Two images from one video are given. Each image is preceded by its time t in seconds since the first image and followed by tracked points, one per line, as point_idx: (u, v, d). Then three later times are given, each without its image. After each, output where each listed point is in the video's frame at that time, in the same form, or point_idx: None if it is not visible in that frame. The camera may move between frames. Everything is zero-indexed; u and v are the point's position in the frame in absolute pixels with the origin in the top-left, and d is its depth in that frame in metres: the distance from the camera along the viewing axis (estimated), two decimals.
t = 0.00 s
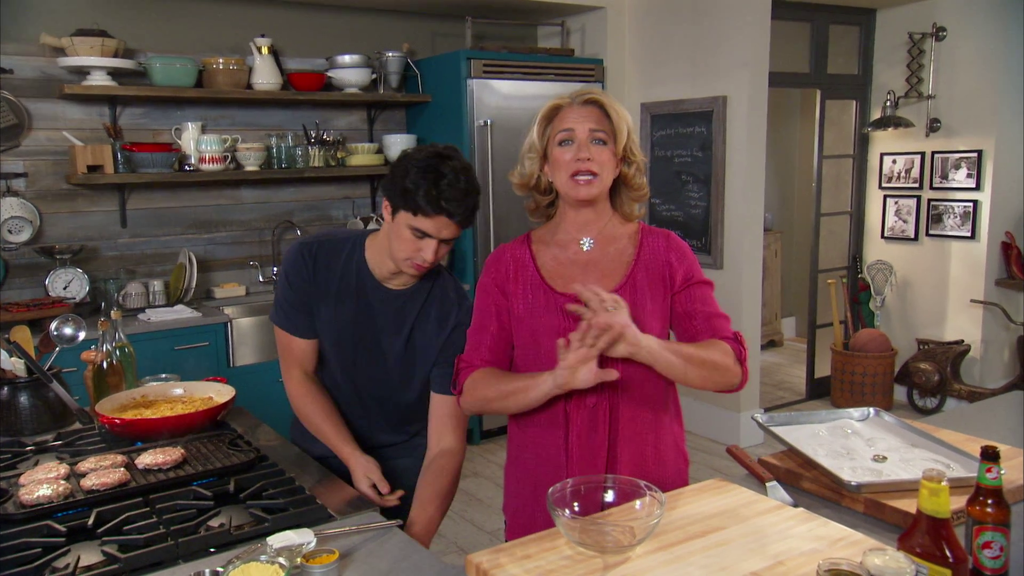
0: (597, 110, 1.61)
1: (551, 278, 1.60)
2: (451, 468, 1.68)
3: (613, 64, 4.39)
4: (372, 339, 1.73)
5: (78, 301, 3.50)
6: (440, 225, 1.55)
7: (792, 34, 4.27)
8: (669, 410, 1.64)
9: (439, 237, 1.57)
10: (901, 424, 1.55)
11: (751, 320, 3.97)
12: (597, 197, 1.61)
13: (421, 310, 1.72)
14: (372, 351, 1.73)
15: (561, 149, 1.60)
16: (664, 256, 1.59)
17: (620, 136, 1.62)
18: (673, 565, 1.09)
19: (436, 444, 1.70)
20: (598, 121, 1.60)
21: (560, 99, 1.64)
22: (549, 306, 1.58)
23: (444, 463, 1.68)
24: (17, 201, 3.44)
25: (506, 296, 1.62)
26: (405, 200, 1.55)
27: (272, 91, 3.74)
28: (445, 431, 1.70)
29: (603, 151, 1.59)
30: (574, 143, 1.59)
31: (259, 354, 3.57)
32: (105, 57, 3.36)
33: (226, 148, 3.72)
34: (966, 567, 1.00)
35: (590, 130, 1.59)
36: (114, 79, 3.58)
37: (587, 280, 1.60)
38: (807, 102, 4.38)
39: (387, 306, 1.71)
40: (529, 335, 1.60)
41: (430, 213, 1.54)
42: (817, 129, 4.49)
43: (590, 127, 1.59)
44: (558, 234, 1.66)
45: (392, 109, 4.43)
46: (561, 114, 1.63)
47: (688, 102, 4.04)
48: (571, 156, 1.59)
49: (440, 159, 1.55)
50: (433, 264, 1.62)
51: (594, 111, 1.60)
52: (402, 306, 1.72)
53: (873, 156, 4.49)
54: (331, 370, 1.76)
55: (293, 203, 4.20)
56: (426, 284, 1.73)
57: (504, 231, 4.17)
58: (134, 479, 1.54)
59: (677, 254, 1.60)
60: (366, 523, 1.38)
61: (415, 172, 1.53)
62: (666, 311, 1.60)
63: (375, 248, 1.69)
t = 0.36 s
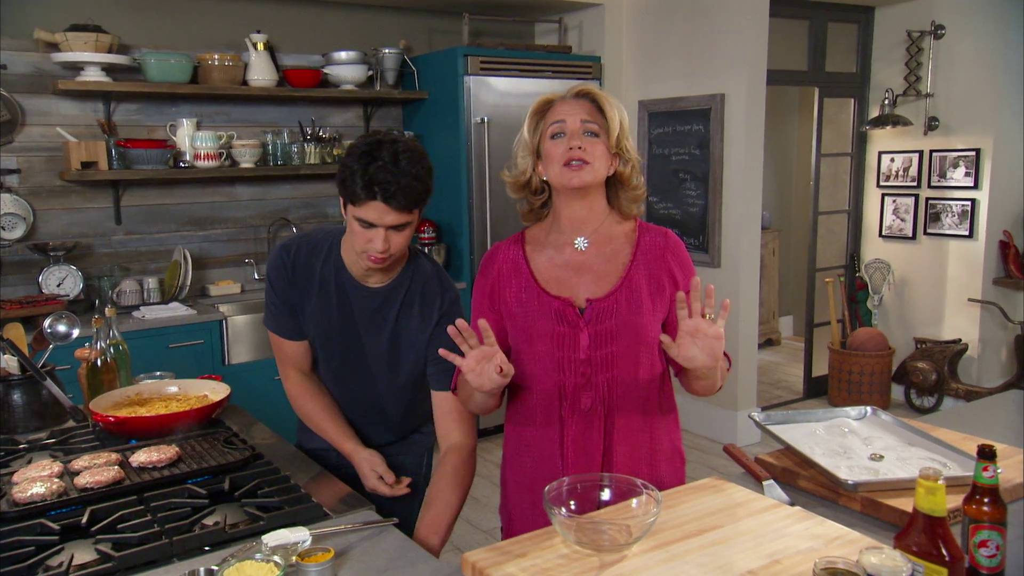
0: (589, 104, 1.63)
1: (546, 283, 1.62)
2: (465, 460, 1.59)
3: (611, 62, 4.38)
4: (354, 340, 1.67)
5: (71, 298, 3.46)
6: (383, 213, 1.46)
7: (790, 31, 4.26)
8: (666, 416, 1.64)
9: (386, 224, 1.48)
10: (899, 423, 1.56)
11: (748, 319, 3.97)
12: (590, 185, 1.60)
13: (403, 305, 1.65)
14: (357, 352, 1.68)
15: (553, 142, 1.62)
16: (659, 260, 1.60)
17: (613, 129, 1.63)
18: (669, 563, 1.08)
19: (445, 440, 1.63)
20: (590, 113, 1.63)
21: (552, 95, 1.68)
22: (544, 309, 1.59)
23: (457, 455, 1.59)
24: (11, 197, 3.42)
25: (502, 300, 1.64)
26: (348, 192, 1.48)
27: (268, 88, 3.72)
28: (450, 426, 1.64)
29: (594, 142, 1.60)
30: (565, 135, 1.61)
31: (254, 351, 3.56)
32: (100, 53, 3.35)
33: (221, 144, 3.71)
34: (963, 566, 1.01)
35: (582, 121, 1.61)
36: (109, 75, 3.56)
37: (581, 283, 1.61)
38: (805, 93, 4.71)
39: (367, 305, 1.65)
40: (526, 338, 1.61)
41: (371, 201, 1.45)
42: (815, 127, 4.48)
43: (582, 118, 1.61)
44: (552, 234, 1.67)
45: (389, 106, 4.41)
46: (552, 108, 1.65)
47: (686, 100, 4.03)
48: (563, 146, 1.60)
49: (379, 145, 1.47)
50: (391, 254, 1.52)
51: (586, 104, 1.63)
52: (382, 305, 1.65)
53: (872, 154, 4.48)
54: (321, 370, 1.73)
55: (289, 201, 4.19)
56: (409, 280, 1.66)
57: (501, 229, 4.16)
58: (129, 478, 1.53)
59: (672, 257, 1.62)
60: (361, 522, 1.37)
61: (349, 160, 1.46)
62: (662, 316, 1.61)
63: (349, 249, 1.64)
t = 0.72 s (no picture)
0: (581, 102, 1.62)
1: (541, 281, 1.61)
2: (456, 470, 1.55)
3: (608, 59, 4.37)
4: (345, 344, 1.65)
5: (64, 296, 3.45)
6: (354, 218, 1.44)
7: (787, 29, 4.25)
8: (664, 415, 1.63)
9: (359, 229, 1.46)
10: (895, 422, 1.56)
11: (744, 318, 3.96)
12: (585, 189, 1.60)
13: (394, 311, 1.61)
14: (348, 355, 1.66)
15: (547, 145, 1.60)
16: (656, 258, 1.58)
17: (607, 127, 1.61)
18: (664, 562, 1.07)
19: (436, 451, 1.59)
20: (583, 113, 1.61)
21: (543, 94, 1.65)
22: (539, 309, 1.59)
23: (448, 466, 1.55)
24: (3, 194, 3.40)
25: (497, 299, 1.64)
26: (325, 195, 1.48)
27: (262, 84, 3.70)
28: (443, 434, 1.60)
29: (588, 143, 1.59)
30: (559, 138, 1.59)
31: (248, 349, 3.54)
32: (92, 49, 3.32)
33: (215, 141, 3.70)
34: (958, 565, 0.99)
35: (575, 122, 1.60)
36: (101, 71, 3.54)
37: (577, 282, 1.60)
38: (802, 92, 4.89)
39: (357, 309, 1.62)
40: (521, 338, 1.61)
41: (342, 205, 1.44)
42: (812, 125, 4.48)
43: (575, 119, 1.60)
44: (549, 233, 1.66)
45: (384, 103, 4.40)
46: (544, 109, 1.63)
47: (683, 98, 4.02)
48: (557, 150, 1.59)
49: (355, 147, 1.46)
50: (369, 259, 1.49)
51: (578, 104, 1.61)
52: (371, 310, 1.61)
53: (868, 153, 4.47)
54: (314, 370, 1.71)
55: (283, 198, 4.17)
56: (399, 285, 1.61)
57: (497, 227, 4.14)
58: (121, 476, 1.51)
59: (668, 256, 1.60)
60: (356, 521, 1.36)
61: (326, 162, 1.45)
62: (659, 314, 1.59)
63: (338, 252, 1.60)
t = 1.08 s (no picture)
0: (577, 97, 1.61)
1: (537, 279, 1.60)
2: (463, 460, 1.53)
3: (603, 55, 4.36)
4: (340, 344, 1.63)
5: (55, 294, 3.41)
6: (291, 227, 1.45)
7: (782, 25, 4.25)
8: (658, 415, 1.63)
9: (300, 238, 1.46)
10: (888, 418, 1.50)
11: (739, 315, 3.96)
12: (581, 185, 1.59)
13: (388, 309, 1.59)
14: (344, 356, 1.64)
15: (543, 140, 1.59)
16: (653, 257, 1.58)
17: (603, 122, 1.59)
18: (659, 560, 1.06)
19: (443, 438, 1.58)
20: (579, 109, 1.59)
21: (539, 90, 1.64)
22: (535, 307, 1.57)
23: (447, 462, 1.53)
24: None
25: (493, 297, 1.63)
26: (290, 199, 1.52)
27: (255, 81, 3.68)
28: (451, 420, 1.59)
29: (585, 138, 1.57)
30: (555, 134, 1.58)
31: (241, 347, 3.53)
32: (83, 45, 3.30)
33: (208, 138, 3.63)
34: (953, 560, 1.00)
35: (571, 118, 1.58)
36: (93, 67, 3.52)
37: (573, 280, 1.59)
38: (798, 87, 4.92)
39: (351, 309, 1.60)
40: (518, 336, 1.59)
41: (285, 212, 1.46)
42: (807, 121, 4.48)
43: (572, 115, 1.58)
44: (545, 230, 1.65)
45: (378, 99, 4.38)
46: (541, 104, 1.62)
47: (678, 94, 4.01)
48: (552, 146, 1.57)
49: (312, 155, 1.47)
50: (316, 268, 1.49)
51: (574, 100, 1.59)
52: (365, 309, 1.59)
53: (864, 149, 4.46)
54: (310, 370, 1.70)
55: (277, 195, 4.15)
56: (391, 284, 1.59)
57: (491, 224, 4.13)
58: (113, 475, 1.50)
59: (665, 254, 1.59)
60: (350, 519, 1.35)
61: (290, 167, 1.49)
62: (655, 313, 1.59)
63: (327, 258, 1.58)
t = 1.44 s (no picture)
0: (576, 95, 1.59)
1: (536, 279, 1.59)
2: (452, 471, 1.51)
3: (602, 54, 4.34)
4: (334, 344, 1.62)
5: (51, 294, 3.40)
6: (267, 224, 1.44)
7: (782, 24, 4.24)
8: (658, 414, 1.62)
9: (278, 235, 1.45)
10: (889, 418, 1.51)
11: (739, 314, 3.95)
12: (581, 186, 1.57)
13: (377, 313, 1.56)
14: (338, 355, 1.63)
15: (541, 140, 1.58)
16: (652, 256, 1.57)
17: (603, 121, 1.58)
18: (658, 561, 1.05)
19: (434, 451, 1.54)
20: (578, 107, 1.57)
21: (537, 89, 1.62)
22: (534, 307, 1.56)
23: (444, 463, 1.51)
24: None
25: (491, 295, 1.62)
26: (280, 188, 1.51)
27: (251, 79, 3.66)
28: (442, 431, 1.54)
29: (584, 138, 1.56)
30: (554, 133, 1.56)
31: (239, 347, 3.51)
32: (79, 43, 3.29)
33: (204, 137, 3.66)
34: (953, 563, 0.97)
35: (570, 117, 1.57)
36: (89, 66, 3.50)
37: (572, 279, 1.58)
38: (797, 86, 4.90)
39: (341, 310, 1.58)
40: (516, 336, 1.58)
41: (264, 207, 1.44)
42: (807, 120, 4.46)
43: (571, 115, 1.57)
44: (543, 230, 1.64)
45: (376, 98, 4.37)
46: (539, 103, 1.61)
47: (677, 93, 4.00)
48: (551, 145, 1.56)
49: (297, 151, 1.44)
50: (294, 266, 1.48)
51: (573, 99, 1.58)
52: (354, 312, 1.56)
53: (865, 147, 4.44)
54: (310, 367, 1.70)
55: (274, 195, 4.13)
56: (381, 287, 1.55)
57: (490, 223, 4.12)
58: (109, 476, 1.48)
59: (664, 254, 1.58)
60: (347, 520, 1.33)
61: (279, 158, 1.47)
62: (654, 313, 1.58)
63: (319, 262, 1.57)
